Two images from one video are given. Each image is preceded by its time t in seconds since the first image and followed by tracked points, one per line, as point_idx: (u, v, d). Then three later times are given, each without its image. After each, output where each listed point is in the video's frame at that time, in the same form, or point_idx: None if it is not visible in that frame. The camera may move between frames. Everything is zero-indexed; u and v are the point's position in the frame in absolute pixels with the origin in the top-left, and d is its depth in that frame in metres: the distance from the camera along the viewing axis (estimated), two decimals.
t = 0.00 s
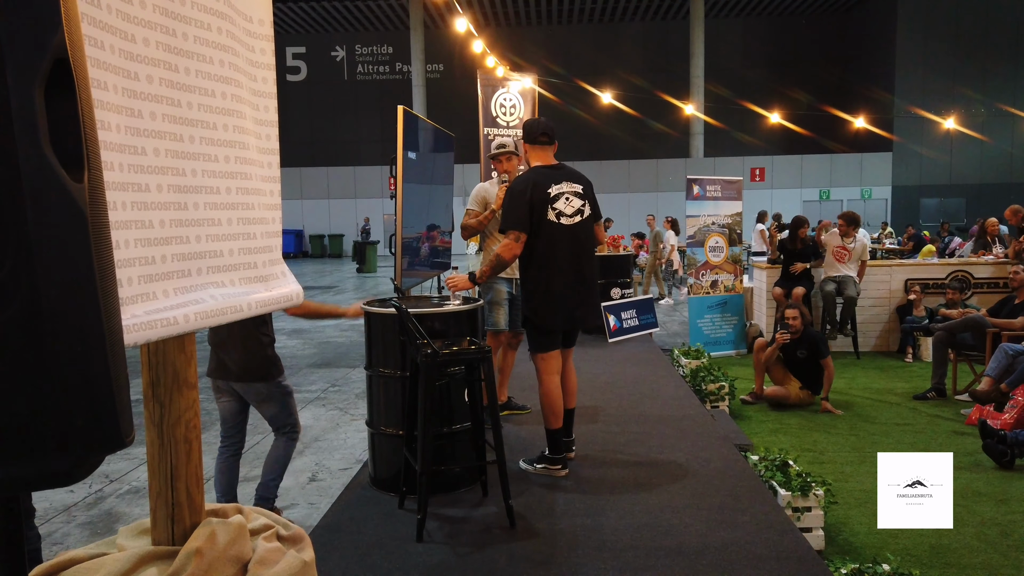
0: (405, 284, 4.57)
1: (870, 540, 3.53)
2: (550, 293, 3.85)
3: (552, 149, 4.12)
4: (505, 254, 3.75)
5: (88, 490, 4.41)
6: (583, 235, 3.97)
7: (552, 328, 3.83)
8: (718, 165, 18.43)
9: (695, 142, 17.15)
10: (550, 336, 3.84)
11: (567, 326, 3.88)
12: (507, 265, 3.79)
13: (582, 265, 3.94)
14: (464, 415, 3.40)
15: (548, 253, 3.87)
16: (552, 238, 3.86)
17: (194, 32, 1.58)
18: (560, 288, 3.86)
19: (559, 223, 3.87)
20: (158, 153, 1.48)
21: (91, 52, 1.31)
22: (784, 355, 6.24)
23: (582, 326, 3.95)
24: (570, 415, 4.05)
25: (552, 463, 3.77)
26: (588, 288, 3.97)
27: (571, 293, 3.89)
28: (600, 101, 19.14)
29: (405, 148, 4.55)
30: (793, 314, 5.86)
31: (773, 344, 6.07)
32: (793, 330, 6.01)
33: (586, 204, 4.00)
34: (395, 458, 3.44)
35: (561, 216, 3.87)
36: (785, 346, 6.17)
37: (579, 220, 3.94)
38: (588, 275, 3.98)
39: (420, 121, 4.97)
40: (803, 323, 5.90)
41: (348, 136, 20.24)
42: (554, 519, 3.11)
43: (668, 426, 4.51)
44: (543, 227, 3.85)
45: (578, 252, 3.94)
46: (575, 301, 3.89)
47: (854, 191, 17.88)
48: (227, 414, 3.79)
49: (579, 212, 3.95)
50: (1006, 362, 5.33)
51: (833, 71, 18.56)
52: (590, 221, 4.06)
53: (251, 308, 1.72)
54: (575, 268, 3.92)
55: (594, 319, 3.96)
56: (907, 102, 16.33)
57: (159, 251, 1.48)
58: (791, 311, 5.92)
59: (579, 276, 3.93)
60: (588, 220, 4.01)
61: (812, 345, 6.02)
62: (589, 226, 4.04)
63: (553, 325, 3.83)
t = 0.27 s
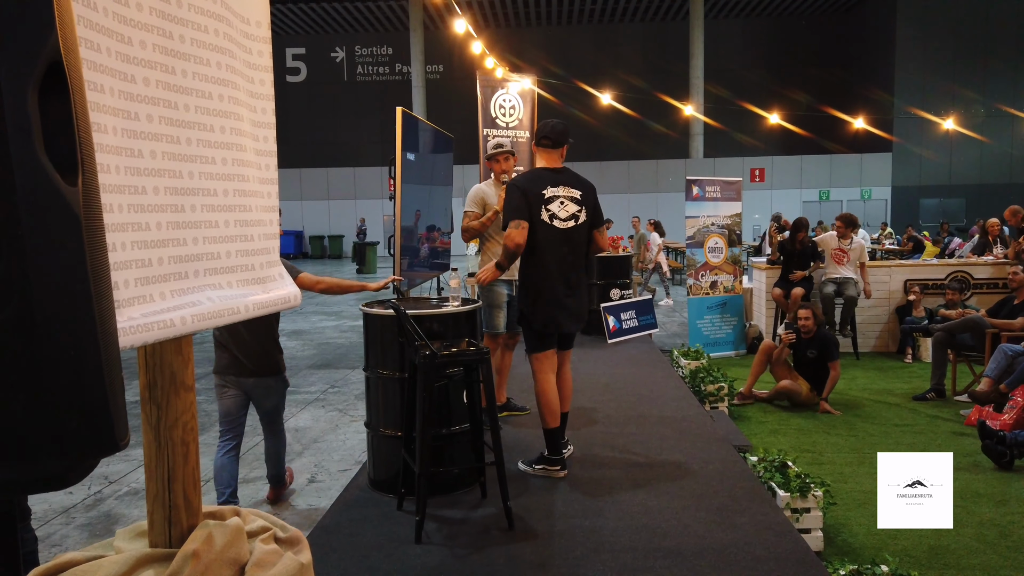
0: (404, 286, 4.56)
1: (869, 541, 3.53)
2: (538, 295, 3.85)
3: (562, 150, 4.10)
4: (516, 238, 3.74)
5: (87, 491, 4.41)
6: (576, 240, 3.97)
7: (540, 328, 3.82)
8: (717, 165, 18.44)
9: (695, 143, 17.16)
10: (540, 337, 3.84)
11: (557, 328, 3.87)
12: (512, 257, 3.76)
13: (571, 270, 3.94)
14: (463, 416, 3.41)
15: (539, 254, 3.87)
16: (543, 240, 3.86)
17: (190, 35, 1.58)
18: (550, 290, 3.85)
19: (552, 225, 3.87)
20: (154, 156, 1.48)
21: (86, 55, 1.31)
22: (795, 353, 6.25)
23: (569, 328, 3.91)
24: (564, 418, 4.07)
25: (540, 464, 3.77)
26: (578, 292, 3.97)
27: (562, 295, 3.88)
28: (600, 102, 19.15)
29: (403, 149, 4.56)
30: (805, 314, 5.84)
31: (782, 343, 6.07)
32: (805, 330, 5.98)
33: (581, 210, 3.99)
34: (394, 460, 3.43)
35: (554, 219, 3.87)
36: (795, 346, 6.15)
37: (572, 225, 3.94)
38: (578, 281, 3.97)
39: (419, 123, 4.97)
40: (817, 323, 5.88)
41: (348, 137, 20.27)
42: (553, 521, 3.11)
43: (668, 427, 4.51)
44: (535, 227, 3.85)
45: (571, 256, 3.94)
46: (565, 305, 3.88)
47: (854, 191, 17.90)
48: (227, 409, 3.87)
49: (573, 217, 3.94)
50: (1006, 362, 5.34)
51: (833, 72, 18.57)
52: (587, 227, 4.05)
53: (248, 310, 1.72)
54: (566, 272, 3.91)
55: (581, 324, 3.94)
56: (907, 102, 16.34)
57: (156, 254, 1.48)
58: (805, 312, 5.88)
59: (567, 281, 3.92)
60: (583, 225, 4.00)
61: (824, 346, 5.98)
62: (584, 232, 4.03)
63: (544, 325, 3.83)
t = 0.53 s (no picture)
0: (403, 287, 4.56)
1: (868, 542, 3.52)
2: (528, 296, 3.92)
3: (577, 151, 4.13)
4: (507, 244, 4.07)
5: (85, 493, 4.41)
6: (571, 244, 3.98)
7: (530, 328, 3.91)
8: (718, 166, 18.45)
9: (695, 144, 17.16)
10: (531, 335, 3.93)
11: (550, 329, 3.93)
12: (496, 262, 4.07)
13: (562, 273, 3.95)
14: (461, 418, 3.40)
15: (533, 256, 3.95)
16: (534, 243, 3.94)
17: (186, 37, 1.58)
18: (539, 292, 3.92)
19: (544, 228, 3.93)
20: (150, 158, 1.48)
21: (80, 57, 1.31)
22: (797, 354, 6.24)
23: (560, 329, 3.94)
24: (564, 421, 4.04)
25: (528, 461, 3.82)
26: (574, 295, 3.98)
27: (556, 297, 3.93)
28: (600, 104, 19.14)
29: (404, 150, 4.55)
30: (809, 313, 5.87)
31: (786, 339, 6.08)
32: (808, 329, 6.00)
33: (578, 214, 3.99)
34: (392, 462, 3.43)
35: (546, 222, 3.93)
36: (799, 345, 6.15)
37: (567, 229, 3.95)
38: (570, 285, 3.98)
39: (419, 124, 4.97)
40: (820, 323, 5.90)
41: (348, 138, 20.28)
42: (551, 522, 3.10)
43: (667, 428, 4.51)
44: (527, 230, 3.96)
45: (566, 260, 3.95)
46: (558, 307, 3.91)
47: (854, 192, 17.90)
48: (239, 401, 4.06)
49: (567, 221, 3.96)
50: (1005, 363, 5.33)
51: (833, 73, 18.56)
52: (585, 232, 4.04)
53: (244, 312, 1.72)
54: (558, 275, 3.94)
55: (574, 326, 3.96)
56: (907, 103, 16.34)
57: (151, 256, 1.47)
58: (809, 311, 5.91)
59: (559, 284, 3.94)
60: (579, 230, 4.00)
61: (826, 347, 5.97)
62: (580, 236, 4.02)
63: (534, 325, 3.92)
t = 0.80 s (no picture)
0: (402, 289, 4.55)
1: (867, 543, 3.51)
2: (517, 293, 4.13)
3: (578, 150, 4.12)
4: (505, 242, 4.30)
5: (84, 496, 4.40)
6: (551, 245, 4.00)
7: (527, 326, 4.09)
8: (718, 167, 18.44)
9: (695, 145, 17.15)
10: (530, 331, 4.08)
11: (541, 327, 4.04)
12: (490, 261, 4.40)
13: (541, 273, 4.02)
14: (458, 420, 3.40)
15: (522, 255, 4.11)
16: (521, 243, 4.11)
17: (179, 39, 1.57)
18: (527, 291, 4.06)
19: (524, 229, 4.04)
20: (143, 160, 1.48)
21: (72, 58, 1.31)
22: (790, 356, 6.21)
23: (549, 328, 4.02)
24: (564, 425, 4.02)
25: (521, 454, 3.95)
26: (562, 296, 4.00)
27: (545, 296, 4.01)
28: (599, 105, 19.14)
29: (403, 151, 4.52)
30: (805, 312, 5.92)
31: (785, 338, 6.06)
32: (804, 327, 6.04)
33: (557, 215, 3.97)
34: (389, 464, 3.42)
35: (525, 223, 4.04)
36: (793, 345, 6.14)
37: (542, 230, 3.98)
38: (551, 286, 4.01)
39: (420, 127, 4.98)
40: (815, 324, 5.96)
41: (348, 140, 20.30)
42: (549, 524, 3.10)
43: (666, 430, 4.50)
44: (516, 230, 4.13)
45: (545, 260, 4.01)
46: (543, 307, 4.00)
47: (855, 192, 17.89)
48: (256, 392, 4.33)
49: (545, 222, 3.98)
50: (1005, 364, 5.32)
51: (833, 73, 18.54)
52: (567, 233, 3.99)
53: (238, 314, 1.72)
54: (543, 275, 4.02)
55: (557, 325, 4.00)
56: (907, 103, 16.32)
57: (144, 258, 1.47)
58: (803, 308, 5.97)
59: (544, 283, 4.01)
60: (558, 231, 3.98)
61: (820, 348, 6.04)
62: (559, 237, 3.99)
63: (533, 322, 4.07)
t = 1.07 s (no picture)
0: (400, 290, 4.53)
1: (866, 544, 3.50)
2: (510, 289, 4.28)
3: (576, 153, 4.21)
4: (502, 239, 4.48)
5: (83, 497, 4.40)
6: (535, 244, 4.13)
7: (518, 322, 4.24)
8: (719, 168, 18.43)
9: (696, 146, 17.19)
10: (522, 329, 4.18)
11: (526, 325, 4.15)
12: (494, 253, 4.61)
13: (525, 272, 4.16)
14: (456, 421, 3.39)
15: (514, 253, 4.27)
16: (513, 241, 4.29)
17: (170, 39, 1.57)
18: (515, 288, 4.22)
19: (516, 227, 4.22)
20: (133, 161, 1.47)
21: (61, 59, 1.30)
22: (784, 356, 6.26)
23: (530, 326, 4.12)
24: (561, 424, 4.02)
25: (528, 443, 4.16)
26: (544, 295, 4.09)
27: (530, 294, 4.13)
28: (599, 106, 19.15)
29: (402, 152, 4.50)
30: (797, 312, 5.96)
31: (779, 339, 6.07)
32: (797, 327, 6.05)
33: (540, 216, 4.10)
34: (386, 465, 3.42)
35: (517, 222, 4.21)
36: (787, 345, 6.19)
37: (529, 229, 4.14)
38: (531, 284, 4.12)
39: (422, 130, 5.00)
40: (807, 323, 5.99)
41: (349, 141, 20.31)
42: (546, 525, 3.09)
43: (664, 431, 4.49)
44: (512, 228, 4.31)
45: (531, 258, 4.15)
46: (527, 304, 4.12)
47: (856, 193, 17.89)
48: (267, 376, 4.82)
49: (530, 221, 4.13)
50: (1006, 364, 5.30)
51: (834, 74, 18.53)
52: (549, 233, 4.10)
53: (230, 316, 1.71)
54: (528, 273, 4.14)
55: (535, 323, 4.09)
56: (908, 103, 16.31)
57: (135, 260, 1.47)
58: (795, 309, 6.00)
59: (528, 281, 4.13)
60: (540, 230, 4.10)
61: (811, 347, 6.16)
62: (540, 237, 4.11)
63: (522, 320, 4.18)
